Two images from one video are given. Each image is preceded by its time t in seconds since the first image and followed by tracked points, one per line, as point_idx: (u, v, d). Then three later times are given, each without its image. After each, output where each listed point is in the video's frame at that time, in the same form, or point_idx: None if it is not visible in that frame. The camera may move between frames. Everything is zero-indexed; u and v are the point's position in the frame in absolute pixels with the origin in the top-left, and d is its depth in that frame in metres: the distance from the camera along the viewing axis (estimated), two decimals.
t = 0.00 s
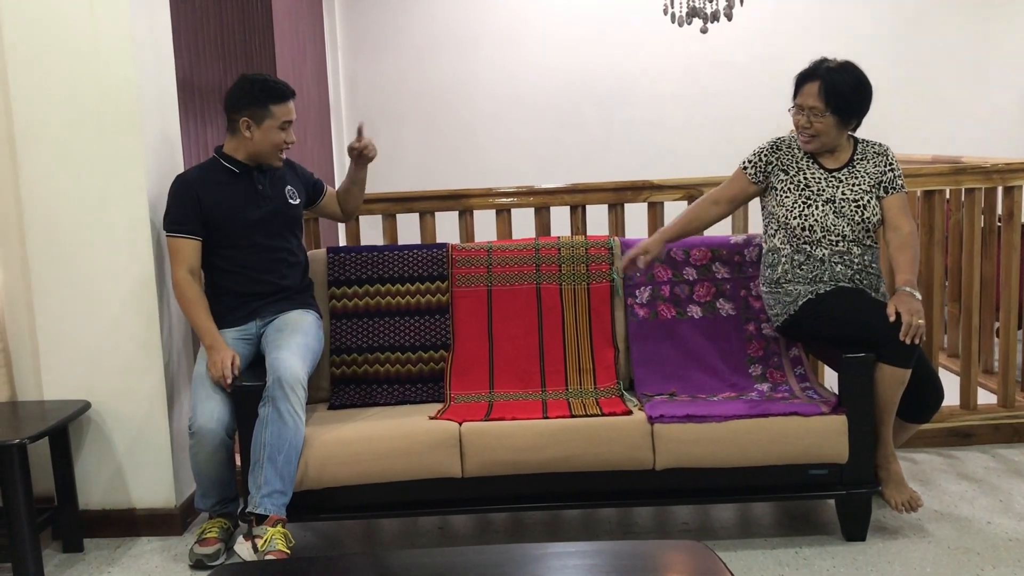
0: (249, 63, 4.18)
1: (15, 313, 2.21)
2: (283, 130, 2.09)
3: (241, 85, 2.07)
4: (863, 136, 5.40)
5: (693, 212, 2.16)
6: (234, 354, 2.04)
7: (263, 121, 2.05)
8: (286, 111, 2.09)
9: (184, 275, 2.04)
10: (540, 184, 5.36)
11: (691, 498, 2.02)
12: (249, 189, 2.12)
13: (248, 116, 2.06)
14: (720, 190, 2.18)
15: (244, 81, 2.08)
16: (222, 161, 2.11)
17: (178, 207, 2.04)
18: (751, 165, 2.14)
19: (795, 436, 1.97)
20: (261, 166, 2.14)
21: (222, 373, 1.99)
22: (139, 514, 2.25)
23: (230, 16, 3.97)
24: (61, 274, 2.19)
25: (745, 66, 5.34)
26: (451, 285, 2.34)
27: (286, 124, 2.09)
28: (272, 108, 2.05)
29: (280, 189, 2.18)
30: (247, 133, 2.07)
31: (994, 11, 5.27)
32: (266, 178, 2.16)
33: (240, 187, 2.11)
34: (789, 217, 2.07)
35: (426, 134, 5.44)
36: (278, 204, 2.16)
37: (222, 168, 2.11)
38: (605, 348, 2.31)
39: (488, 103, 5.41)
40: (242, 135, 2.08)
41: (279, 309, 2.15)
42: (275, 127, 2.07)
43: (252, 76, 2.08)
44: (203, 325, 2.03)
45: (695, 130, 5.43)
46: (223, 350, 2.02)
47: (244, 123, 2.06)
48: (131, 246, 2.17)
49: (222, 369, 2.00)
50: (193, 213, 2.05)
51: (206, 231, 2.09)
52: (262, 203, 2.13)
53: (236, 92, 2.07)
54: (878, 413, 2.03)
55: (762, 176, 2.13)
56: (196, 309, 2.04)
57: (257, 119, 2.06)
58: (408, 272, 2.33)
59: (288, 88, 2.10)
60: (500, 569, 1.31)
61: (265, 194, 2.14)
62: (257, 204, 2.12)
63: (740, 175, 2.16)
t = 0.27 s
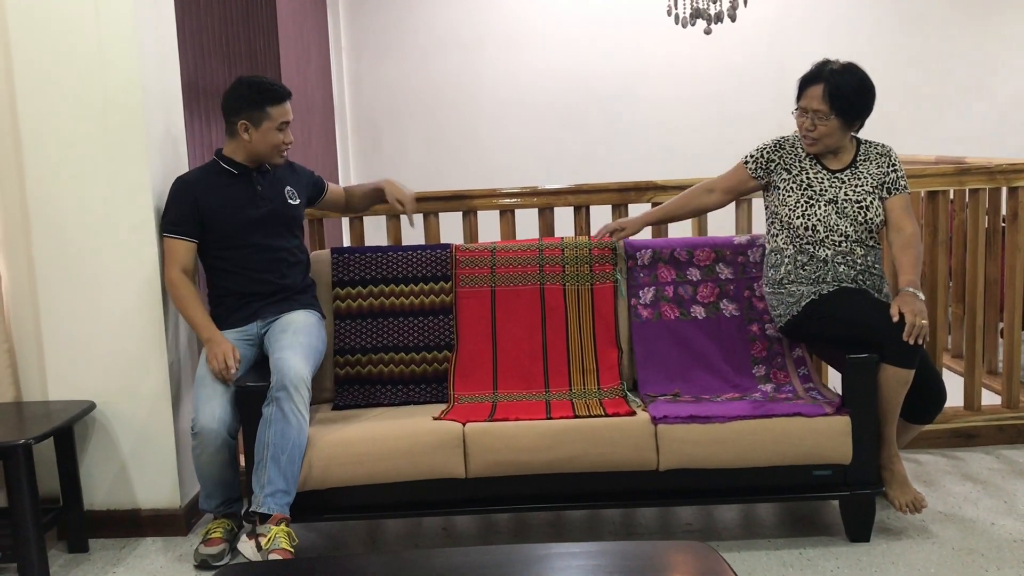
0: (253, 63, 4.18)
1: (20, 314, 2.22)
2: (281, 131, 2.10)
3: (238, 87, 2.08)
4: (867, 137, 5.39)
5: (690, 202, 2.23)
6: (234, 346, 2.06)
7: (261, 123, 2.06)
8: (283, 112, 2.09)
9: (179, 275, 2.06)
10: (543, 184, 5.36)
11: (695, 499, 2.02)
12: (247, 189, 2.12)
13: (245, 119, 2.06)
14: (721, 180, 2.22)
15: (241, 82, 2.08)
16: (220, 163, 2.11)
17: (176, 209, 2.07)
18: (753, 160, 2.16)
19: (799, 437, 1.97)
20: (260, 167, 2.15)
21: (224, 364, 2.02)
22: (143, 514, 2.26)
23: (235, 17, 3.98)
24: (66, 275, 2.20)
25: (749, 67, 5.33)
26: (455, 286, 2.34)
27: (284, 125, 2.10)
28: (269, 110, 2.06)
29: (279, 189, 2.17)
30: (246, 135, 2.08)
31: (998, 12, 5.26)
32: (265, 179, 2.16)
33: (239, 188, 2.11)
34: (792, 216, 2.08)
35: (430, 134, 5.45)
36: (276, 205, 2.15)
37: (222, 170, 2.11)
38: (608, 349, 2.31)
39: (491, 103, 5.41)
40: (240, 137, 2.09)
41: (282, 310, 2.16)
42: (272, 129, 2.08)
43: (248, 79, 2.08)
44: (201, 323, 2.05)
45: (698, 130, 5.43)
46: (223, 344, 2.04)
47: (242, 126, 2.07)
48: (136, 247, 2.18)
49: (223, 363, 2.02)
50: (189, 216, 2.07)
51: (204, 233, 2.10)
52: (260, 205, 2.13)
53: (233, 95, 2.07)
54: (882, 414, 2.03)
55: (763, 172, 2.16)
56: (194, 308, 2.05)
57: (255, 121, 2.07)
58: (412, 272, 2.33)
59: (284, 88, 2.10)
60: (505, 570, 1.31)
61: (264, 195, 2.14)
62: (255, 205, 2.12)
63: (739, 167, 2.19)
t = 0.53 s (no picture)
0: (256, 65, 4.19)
1: (23, 314, 2.22)
2: (276, 128, 2.10)
3: (230, 88, 2.08)
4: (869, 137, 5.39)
5: (692, 198, 2.24)
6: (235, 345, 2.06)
7: (255, 121, 2.06)
8: (276, 107, 2.10)
9: (178, 277, 2.07)
10: (546, 185, 5.36)
11: (698, 499, 2.02)
12: (246, 190, 2.13)
13: (240, 118, 2.07)
14: (724, 177, 2.23)
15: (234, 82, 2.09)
16: (218, 165, 2.12)
17: (177, 211, 2.08)
18: (756, 158, 2.17)
19: (802, 437, 1.97)
20: (258, 167, 2.16)
21: (224, 361, 2.01)
22: (146, 514, 2.26)
23: (238, 18, 3.98)
24: (69, 275, 2.20)
25: (751, 68, 5.33)
26: (458, 286, 2.34)
27: (278, 121, 2.10)
28: (262, 107, 2.07)
29: (277, 189, 2.18)
30: (241, 134, 2.08)
31: (1001, 12, 5.26)
32: (263, 180, 2.17)
33: (238, 189, 2.12)
34: (796, 216, 2.07)
35: (432, 135, 5.45)
36: (276, 205, 2.16)
37: (220, 172, 2.12)
38: (611, 349, 2.31)
39: (494, 104, 5.41)
40: (236, 138, 2.09)
41: (284, 310, 2.15)
42: (267, 125, 2.08)
43: (239, 78, 2.09)
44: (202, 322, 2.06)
45: (701, 131, 5.42)
46: (222, 342, 2.03)
47: (238, 125, 2.07)
48: (139, 246, 2.18)
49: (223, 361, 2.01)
50: (188, 217, 2.08)
51: (205, 234, 2.11)
52: (259, 206, 2.13)
53: (225, 95, 2.08)
54: (885, 414, 2.03)
55: (766, 171, 2.16)
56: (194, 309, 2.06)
57: (250, 119, 2.07)
58: (416, 273, 2.33)
59: (275, 84, 2.11)
60: (507, 570, 1.31)
61: (263, 195, 2.14)
62: (254, 205, 2.13)
63: (745, 167, 2.19)
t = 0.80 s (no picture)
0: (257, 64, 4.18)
1: (25, 314, 2.22)
2: (278, 124, 2.09)
3: (231, 86, 2.08)
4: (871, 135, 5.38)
5: (696, 198, 2.24)
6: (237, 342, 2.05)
7: (257, 117, 2.06)
8: (278, 103, 2.09)
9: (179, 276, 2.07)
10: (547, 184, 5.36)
11: (700, 497, 2.02)
12: (249, 190, 2.12)
13: (242, 114, 2.06)
14: (726, 176, 2.23)
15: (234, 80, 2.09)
16: (222, 164, 2.11)
17: (179, 210, 2.07)
18: (758, 157, 2.17)
19: (804, 436, 1.96)
20: (261, 166, 2.15)
21: (228, 357, 2.01)
22: (148, 513, 2.26)
23: (239, 17, 3.98)
24: (70, 274, 2.20)
25: (753, 66, 5.33)
26: (459, 285, 2.34)
27: (280, 117, 2.09)
28: (264, 102, 2.06)
29: (280, 188, 2.17)
30: (243, 131, 2.07)
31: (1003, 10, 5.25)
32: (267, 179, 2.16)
33: (241, 189, 2.11)
34: (797, 214, 2.07)
35: (433, 134, 5.45)
36: (278, 205, 2.15)
37: (223, 171, 2.11)
38: (613, 348, 2.31)
39: (495, 103, 5.41)
40: (239, 134, 2.08)
41: (286, 309, 2.15)
42: (269, 121, 2.07)
43: (241, 76, 2.08)
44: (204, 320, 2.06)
45: (702, 129, 5.42)
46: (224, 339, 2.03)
47: (240, 122, 2.06)
48: (140, 245, 2.18)
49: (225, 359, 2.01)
50: (190, 216, 2.08)
51: (206, 234, 2.11)
52: (261, 205, 2.13)
53: (228, 94, 2.08)
54: (887, 412, 2.03)
55: (768, 170, 2.16)
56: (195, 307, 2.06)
57: (251, 115, 2.06)
58: (417, 271, 2.33)
59: (278, 81, 2.10)
60: (508, 569, 1.31)
61: (267, 194, 2.14)
62: (257, 205, 2.12)
63: (746, 167, 2.19)
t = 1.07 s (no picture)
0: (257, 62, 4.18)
1: (26, 313, 2.22)
2: (261, 103, 2.09)
3: (241, 81, 2.11)
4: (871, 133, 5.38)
5: (695, 198, 2.24)
6: (238, 340, 2.05)
7: (242, 98, 2.10)
8: (263, 84, 2.11)
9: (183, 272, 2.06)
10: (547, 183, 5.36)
11: (701, 495, 2.02)
12: (264, 189, 2.13)
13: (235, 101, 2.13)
14: (725, 175, 2.23)
15: (245, 75, 2.11)
16: (238, 162, 2.12)
17: (188, 206, 2.06)
18: (758, 155, 2.17)
19: (806, 433, 1.96)
20: (275, 166, 2.17)
21: (229, 358, 2.01)
22: (150, 512, 2.26)
23: (239, 17, 3.97)
24: (71, 274, 2.20)
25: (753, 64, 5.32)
26: (460, 283, 2.34)
27: (263, 97, 2.09)
28: (247, 83, 2.10)
29: (294, 189, 2.18)
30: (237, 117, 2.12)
31: (1003, 8, 5.24)
32: (280, 179, 2.17)
33: (255, 187, 2.12)
34: (797, 212, 2.07)
35: (433, 132, 5.44)
36: (292, 205, 2.16)
37: (238, 168, 2.12)
38: (614, 346, 2.31)
39: (496, 101, 5.41)
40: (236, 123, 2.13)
41: (287, 308, 2.15)
42: (252, 101, 2.09)
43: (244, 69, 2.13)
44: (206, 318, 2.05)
45: (702, 127, 5.42)
46: (226, 338, 2.03)
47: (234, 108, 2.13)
48: (141, 245, 2.18)
49: (226, 358, 2.01)
50: (203, 212, 2.07)
51: (215, 231, 2.11)
52: (275, 204, 2.13)
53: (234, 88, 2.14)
54: (889, 410, 2.03)
55: (768, 168, 2.16)
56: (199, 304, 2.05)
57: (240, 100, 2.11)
58: (418, 270, 2.33)
59: (269, 67, 2.13)
60: (510, 568, 1.31)
61: (281, 194, 2.15)
62: (271, 204, 2.13)
63: (745, 166, 2.19)
